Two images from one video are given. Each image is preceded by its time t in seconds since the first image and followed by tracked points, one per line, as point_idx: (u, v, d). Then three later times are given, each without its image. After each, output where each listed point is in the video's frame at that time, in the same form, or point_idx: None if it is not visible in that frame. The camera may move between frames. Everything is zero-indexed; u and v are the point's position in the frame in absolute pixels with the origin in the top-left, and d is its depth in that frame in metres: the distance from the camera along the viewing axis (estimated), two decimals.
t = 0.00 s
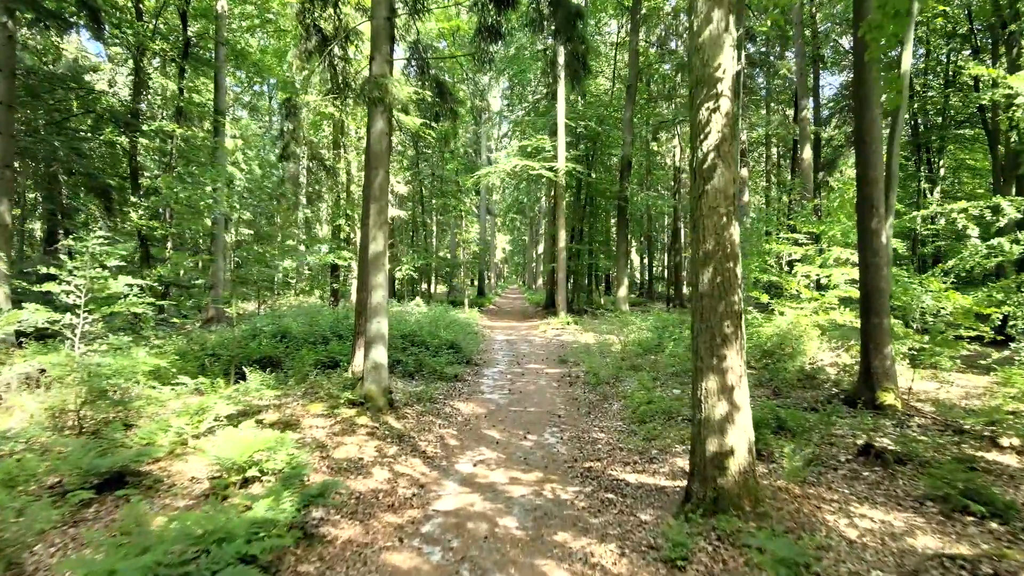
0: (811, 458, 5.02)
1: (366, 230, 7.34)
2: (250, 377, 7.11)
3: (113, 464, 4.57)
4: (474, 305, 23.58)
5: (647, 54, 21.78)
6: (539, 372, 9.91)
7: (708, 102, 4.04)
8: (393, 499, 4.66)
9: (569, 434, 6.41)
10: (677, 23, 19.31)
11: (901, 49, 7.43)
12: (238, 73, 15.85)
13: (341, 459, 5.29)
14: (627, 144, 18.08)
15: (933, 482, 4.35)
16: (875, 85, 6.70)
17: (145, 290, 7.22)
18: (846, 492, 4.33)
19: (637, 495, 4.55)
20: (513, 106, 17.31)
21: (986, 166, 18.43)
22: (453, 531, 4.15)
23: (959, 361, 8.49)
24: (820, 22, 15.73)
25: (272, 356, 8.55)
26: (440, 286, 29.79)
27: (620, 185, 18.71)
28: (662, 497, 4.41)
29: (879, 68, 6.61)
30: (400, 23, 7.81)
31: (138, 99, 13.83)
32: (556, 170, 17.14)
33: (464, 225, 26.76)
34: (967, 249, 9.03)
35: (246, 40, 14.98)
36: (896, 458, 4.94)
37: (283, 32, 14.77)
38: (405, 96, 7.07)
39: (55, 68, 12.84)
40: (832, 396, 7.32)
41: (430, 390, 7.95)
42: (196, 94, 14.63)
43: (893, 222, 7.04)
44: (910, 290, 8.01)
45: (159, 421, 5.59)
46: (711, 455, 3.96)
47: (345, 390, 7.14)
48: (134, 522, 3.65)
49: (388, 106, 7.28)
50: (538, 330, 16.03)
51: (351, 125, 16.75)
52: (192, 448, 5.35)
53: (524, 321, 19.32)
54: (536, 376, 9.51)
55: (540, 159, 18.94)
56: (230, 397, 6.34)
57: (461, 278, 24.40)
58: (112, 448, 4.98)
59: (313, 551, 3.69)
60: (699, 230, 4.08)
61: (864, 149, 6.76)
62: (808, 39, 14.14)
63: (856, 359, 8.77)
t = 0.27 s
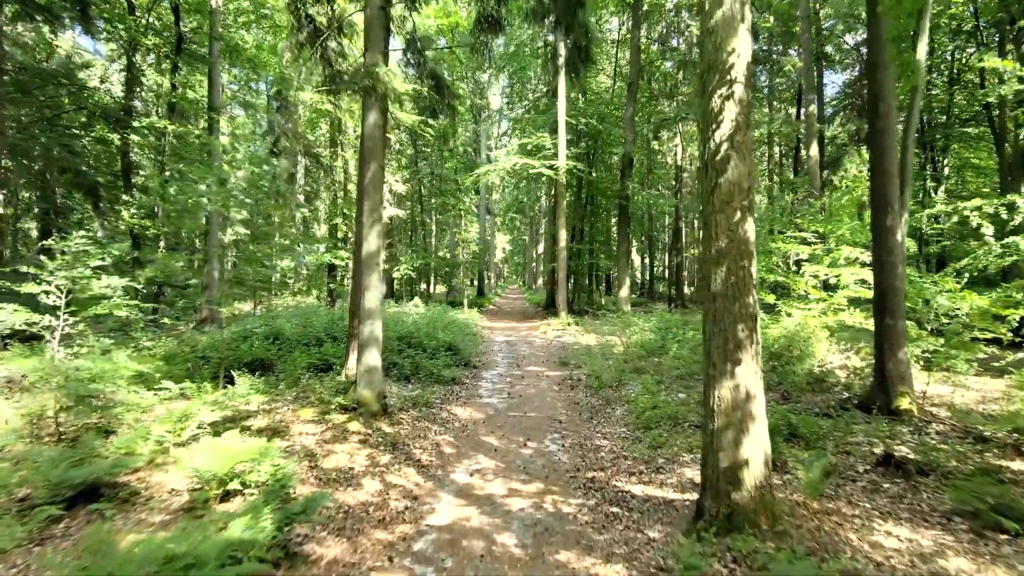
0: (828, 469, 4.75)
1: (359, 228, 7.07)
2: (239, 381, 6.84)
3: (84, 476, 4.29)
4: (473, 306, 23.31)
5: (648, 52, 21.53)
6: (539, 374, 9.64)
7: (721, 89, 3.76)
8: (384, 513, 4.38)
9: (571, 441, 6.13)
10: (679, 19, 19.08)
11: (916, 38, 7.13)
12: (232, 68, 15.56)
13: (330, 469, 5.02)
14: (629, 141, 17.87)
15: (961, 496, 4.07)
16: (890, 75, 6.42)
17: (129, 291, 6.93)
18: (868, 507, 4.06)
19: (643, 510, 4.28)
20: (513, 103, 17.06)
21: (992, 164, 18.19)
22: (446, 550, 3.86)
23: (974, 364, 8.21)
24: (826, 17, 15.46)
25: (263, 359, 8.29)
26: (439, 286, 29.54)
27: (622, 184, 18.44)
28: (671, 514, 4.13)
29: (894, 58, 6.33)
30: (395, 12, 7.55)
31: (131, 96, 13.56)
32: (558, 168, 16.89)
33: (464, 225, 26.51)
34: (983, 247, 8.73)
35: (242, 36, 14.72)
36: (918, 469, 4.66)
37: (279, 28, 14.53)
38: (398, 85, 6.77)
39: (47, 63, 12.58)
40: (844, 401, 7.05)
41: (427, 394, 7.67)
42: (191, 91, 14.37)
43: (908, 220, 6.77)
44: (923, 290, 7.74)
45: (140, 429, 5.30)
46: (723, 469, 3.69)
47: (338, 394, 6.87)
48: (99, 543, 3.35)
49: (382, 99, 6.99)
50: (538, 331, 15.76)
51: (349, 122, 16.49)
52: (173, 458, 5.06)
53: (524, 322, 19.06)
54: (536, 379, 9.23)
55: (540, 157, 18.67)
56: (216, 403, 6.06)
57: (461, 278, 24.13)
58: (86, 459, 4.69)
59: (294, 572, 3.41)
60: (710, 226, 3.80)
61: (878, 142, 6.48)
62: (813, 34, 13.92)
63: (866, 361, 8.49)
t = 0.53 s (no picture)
0: (843, 480, 4.50)
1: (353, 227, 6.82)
2: (228, 385, 6.60)
3: (58, 488, 4.05)
4: (473, 306, 23.08)
5: (649, 49, 21.29)
6: (540, 377, 9.40)
7: (733, 77, 3.51)
8: (375, 527, 4.14)
9: (572, 448, 5.89)
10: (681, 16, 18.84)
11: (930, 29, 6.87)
12: (227, 64, 15.31)
13: (320, 479, 4.78)
14: (631, 139, 17.64)
15: (987, 511, 3.83)
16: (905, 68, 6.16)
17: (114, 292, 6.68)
18: (888, 522, 3.82)
19: (649, 524, 4.03)
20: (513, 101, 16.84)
21: (996, 164, 17.99)
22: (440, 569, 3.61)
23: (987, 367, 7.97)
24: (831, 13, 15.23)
25: (256, 361, 8.05)
26: (439, 286, 29.31)
27: (623, 182, 18.19)
28: (679, 529, 3.89)
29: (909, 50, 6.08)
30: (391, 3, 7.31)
31: (124, 93, 13.32)
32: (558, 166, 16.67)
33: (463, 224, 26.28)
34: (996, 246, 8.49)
35: (238, 32, 14.50)
36: (939, 480, 4.42)
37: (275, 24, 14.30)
38: (390, 77, 6.54)
39: (38, 59, 12.34)
40: (856, 405, 6.80)
41: (423, 398, 7.44)
42: (185, 88, 14.13)
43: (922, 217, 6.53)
44: (936, 291, 7.50)
45: (121, 437, 5.06)
46: (736, 483, 3.45)
47: (331, 399, 6.62)
48: (65, 563, 3.11)
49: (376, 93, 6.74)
50: (539, 332, 15.53)
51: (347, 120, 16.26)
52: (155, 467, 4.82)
53: (525, 323, 18.83)
54: (536, 381, 8.99)
55: (540, 156, 18.42)
56: (203, 408, 5.81)
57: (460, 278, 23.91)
58: (62, 469, 4.45)
59: None
60: (722, 224, 3.56)
61: (892, 138, 6.23)
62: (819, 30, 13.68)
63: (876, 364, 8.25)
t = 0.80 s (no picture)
0: (866, 495, 4.19)
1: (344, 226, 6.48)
2: (213, 390, 6.29)
3: (18, 506, 3.73)
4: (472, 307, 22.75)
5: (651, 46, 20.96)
6: (540, 380, 9.08)
7: (753, 57, 3.19)
8: (363, 548, 3.83)
9: (575, 458, 5.58)
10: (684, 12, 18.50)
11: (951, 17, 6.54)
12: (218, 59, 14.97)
13: (306, 494, 4.46)
14: (633, 136, 17.32)
15: None
16: (926, 58, 5.84)
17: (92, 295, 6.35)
18: (920, 544, 3.50)
19: (660, 545, 3.72)
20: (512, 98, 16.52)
21: (1003, 163, 17.68)
22: None
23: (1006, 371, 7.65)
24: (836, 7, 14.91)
25: (245, 365, 7.74)
26: (438, 287, 28.99)
27: (625, 180, 17.84)
28: (693, 552, 3.57)
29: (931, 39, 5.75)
30: None
31: (115, 89, 13.00)
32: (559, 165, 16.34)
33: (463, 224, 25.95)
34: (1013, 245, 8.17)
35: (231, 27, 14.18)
36: (970, 496, 4.11)
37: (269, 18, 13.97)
38: (386, 67, 6.10)
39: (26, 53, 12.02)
40: (872, 412, 6.48)
41: (419, 403, 7.12)
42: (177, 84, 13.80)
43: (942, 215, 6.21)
44: (954, 292, 7.18)
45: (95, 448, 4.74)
46: (758, 504, 3.13)
47: (321, 405, 6.31)
48: None
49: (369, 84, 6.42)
50: (539, 333, 15.21)
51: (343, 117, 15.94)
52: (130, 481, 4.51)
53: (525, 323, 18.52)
54: (537, 385, 8.68)
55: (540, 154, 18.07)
56: (184, 416, 5.49)
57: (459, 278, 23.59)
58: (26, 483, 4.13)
59: None
60: (741, 219, 3.24)
61: (912, 131, 5.91)
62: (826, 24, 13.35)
63: (890, 368, 7.93)
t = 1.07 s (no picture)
0: (891, 510, 3.91)
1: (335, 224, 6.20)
2: (199, 397, 6.01)
3: None
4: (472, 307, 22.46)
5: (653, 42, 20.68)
6: (540, 384, 8.80)
7: (775, 36, 2.90)
8: (351, 570, 3.55)
9: (578, 468, 5.29)
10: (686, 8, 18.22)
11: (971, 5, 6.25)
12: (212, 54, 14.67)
13: (292, 509, 4.18)
14: (634, 134, 17.04)
15: None
16: (946, 48, 5.57)
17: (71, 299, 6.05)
18: (955, 568, 3.22)
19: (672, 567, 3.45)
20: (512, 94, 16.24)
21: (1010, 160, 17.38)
22: None
23: None
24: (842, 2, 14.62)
25: (235, 369, 7.46)
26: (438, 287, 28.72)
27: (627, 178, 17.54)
28: None
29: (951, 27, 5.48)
30: None
31: (106, 85, 12.72)
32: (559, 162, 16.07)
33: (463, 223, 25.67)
34: None
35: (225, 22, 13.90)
36: (1003, 512, 3.83)
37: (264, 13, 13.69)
38: (377, 57, 5.79)
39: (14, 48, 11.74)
40: (888, 419, 6.20)
41: (415, 409, 6.84)
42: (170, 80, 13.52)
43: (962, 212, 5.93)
44: (971, 292, 6.89)
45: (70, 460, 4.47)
46: (781, 527, 2.86)
47: (311, 412, 6.03)
48: None
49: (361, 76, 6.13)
50: (539, 335, 14.92)
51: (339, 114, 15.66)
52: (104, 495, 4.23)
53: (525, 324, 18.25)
54: (538, 389, 8.39)
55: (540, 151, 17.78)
56: (166, 425, 5.21)
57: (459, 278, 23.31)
58: None
59: None
60: (760, 216, 2.97)
61: (931, 125, 5.64)
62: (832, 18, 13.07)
63: (903, 371, 7.66)
